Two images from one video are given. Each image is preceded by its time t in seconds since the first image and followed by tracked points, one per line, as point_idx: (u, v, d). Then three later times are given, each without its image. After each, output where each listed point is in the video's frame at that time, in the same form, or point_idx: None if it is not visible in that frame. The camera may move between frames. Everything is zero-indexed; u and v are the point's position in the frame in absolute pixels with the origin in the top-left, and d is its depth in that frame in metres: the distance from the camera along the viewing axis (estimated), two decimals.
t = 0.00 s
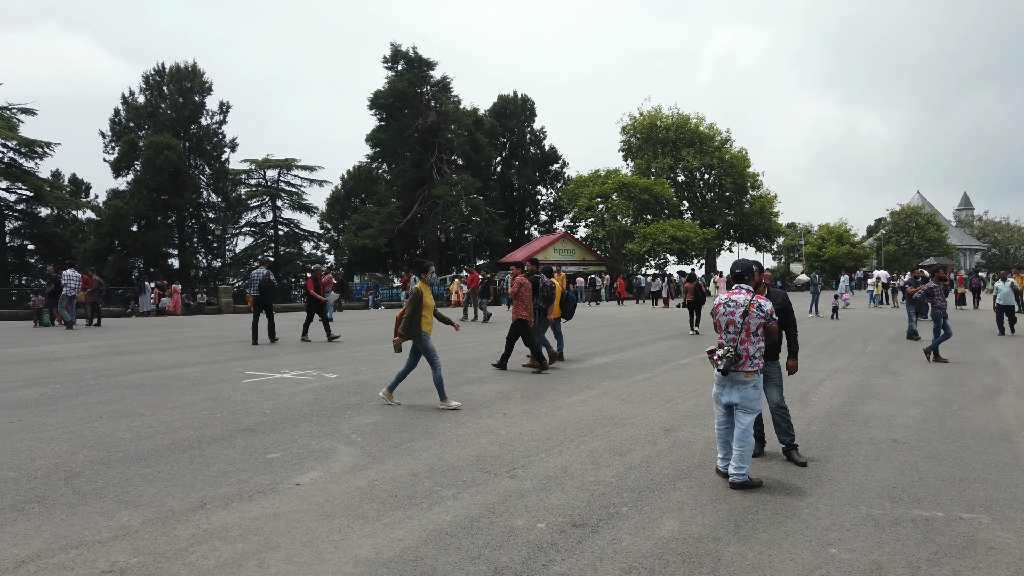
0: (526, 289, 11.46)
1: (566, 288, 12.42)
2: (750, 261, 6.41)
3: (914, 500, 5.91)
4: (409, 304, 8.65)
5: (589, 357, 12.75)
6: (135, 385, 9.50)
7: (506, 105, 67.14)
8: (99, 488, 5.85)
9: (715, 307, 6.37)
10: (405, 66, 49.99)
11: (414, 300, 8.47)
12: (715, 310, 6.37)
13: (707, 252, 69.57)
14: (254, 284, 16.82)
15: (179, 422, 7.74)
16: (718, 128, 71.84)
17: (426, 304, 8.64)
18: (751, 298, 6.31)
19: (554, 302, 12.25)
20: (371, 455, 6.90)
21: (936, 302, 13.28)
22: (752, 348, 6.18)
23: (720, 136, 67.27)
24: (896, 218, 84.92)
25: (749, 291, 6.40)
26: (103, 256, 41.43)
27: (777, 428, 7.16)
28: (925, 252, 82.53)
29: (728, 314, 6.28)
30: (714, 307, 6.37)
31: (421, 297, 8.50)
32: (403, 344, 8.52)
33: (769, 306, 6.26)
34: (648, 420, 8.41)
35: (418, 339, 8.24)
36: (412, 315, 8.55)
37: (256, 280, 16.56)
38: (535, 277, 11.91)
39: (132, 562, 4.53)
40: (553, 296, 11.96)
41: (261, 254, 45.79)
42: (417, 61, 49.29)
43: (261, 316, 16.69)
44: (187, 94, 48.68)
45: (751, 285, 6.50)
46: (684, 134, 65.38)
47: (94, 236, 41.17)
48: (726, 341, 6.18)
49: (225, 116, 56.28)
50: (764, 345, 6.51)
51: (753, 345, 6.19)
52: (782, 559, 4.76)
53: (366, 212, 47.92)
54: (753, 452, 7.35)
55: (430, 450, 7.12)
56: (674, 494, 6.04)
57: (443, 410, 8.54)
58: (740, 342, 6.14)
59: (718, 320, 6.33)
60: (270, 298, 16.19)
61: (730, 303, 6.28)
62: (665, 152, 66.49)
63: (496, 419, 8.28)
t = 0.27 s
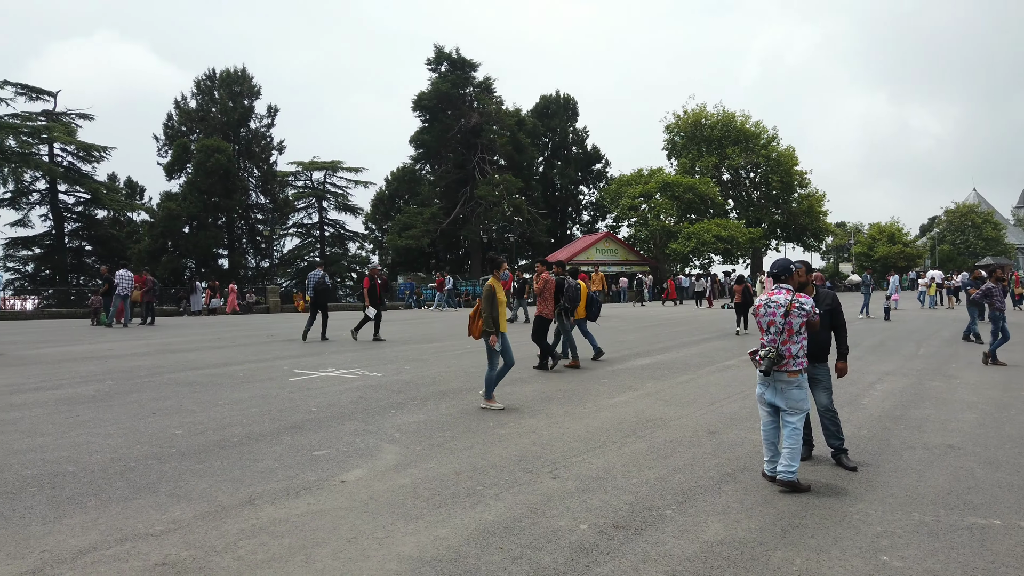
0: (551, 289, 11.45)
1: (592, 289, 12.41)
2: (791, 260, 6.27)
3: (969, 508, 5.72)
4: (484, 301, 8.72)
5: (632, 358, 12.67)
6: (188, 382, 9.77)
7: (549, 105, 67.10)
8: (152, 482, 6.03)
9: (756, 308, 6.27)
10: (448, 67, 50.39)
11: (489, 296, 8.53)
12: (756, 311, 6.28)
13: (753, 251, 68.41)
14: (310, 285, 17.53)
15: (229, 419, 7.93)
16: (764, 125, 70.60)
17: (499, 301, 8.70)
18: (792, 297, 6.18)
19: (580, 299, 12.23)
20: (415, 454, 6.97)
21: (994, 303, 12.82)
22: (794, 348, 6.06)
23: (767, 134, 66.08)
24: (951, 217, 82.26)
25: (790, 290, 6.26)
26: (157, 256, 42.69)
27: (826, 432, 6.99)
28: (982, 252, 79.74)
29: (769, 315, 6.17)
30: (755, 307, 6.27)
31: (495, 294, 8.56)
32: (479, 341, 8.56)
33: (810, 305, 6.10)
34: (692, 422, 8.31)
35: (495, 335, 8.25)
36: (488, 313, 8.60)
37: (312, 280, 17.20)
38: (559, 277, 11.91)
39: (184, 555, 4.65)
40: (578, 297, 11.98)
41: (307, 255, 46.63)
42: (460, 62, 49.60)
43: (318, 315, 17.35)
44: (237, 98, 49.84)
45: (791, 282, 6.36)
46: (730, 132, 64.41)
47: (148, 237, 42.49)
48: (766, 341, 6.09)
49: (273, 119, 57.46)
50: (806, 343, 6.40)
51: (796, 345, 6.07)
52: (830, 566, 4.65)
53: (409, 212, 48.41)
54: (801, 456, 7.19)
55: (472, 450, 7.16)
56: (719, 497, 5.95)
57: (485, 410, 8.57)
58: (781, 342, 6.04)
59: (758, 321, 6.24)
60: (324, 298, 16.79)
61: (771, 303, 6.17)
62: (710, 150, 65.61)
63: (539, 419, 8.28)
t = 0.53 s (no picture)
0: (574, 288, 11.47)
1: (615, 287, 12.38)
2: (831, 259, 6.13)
3: None
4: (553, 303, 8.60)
5: (672, 359, 12.55)
6: (234, 380, 9.99)
7: (588, 104, 66.84)
8: (200, 477, 6.19)
9: (796, 309, 6.18)
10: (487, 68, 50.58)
11: (561, 299, 8.41)
12: (796, 312, 6.19)
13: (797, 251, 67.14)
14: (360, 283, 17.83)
15: (272, 416, 8.09)
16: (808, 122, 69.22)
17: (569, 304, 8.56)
18: (832, 297, 6.04)
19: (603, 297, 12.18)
20: (454, 453, 7.01)
21: None
22: (839, 349, 5.96)
23: (811, 131, 64.78)
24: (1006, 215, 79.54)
25: (830, 290, 6.13)
26: (203, 256, 43.75)
27: (871, 435, 6.83)
28: None
29: (809, 316, 6.06)
30: (796, 309, 6.18)
31: (566, 295, 8.45)
32: (556, 345, 8.47)
33: (852, 304, 5.94)
34: (733, 423, 8.20)
35: (578, 338, 8.14)
36: (560, 315, 8.49)
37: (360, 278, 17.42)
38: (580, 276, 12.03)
39: (228, 549, 4.76)
40: (600, 295, 12.01)
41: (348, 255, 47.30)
42: (499, 63, 49.74)
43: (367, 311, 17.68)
44: (280, 101, 50.76)
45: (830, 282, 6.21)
46: (772, 130, 63.34)
47: (195, 238, 43.55)
48: (809, 344, 6.01)
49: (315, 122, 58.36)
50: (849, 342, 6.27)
51: (840, 345, 5.97)
52: (877, 573, 4.54)
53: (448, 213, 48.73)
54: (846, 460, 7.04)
55: (511, 449, 7.18)
56: (761, 500, 5.86)
57: (523, 410, 8.59)
58: (823, 344, 5.94)
59: (799, 322, 6.14)
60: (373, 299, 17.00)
61: (811, 305, 6.05)
62: (752, 148, 64.59)
63: (577, 419, 8.27)
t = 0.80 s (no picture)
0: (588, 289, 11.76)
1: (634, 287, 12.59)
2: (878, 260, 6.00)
3: None
4: (620, 303, 8.51)
5: (709, 360, 12.41)
6: (273, 378, 10.15)
7: (623, 104, 66.42)
8: (240, 473, 6.31)
9: (843, 311, 6.06)
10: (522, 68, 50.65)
11: (628, 299, 8.28)
12: (843, 314, 6.06)
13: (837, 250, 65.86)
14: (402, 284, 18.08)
15: (310, 414, 8.20)
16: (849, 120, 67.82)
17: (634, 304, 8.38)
18: (880, 298, 5.90)
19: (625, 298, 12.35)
20: (489, 453, 7.04)
21: None
22: (889, 350, 5.83)
23: (852, 128, 63.47)
24: None
25: (878, 291, 6.00)
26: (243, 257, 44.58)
27: (915, 439, 6.66)
28: None
29: (856, 318, 5.94)
30: (842, 311, 6.06)
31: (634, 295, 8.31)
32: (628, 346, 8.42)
33: (900, 304, 5.78)
34: (771, 426, 8.07)
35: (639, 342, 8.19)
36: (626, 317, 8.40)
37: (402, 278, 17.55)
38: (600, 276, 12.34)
39: (268, 544, 4.84)
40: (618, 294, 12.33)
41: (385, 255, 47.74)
42: (534, 63, 49.72)
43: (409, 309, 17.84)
44: (318, 104, 51.46)
45: (878, 283, 6.07)
46: (812, 128, 62.22)
47: (235, 239, 44.43)
48: (857, 345, 5.90)
49: (352, 124, 59.04)
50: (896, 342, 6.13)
51: (890, 346, 5.83)
52: None
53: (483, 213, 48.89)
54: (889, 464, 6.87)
55: (546, 449, 7.17)
56: (800, 504, 5.76)
57: (558, 410, 8.57)
58: (871, 346, 5.82)
59: (846, 324, 6.02)
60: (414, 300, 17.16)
61: (858, 306, 5.91)
62: (791, 146, 63.54)
63: (612, 420, 8.23)
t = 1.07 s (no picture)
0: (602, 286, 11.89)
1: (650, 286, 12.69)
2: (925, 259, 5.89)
3: None
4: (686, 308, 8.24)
5: (742, 360, 12.28)
6: (306, 377, 10.30)
7: (655, 102, 65.92)
8: (275, 471, 6.41)
9: (889, 311, 5.94)
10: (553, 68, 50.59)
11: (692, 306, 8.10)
12: (890, 314, 5.94)
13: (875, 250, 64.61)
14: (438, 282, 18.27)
15: (341, 413, 8.29)
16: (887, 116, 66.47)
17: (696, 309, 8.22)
18: (928, 298, 5.80)
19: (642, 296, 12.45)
20: (519, 452, 7.04)
21: None
22: (938, 349, 5.70)
23: (889, 125, 62.20)
24: None
25: (925, 291, 5.89)
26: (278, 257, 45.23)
27: (955, 442, 6.50)
28: None
29: (903, 318, 5.82)
30: (889, 311, 5.94)
31: (699, 302, 8.08)
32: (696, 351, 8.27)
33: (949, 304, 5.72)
34: (806, 428, 7.95)
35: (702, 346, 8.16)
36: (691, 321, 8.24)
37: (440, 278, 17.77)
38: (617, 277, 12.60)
39: (303, 541, 4.91)
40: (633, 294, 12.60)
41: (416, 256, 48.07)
42: (565, 63, 49.63)
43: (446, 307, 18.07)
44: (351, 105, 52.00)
45: (924, 283, 5.96)
46: (848, 125, 61.10)
47: (269, 239, 45.11)
48: (905, 345, 5.78)
49: (384, 125, 59.52)
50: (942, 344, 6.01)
51: (938, 345, 5.71)
52: None
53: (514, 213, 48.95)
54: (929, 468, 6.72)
55: (577, 450, 7.16)
56: (836, 508, 5.66)
57: (588, 411, 8.54)
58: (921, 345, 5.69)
59: (893, 324, 5.90)
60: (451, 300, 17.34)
61: (906, 306, 5.80)
62: (826, 144, 62.49)
63: (643, 421, 8.17)
